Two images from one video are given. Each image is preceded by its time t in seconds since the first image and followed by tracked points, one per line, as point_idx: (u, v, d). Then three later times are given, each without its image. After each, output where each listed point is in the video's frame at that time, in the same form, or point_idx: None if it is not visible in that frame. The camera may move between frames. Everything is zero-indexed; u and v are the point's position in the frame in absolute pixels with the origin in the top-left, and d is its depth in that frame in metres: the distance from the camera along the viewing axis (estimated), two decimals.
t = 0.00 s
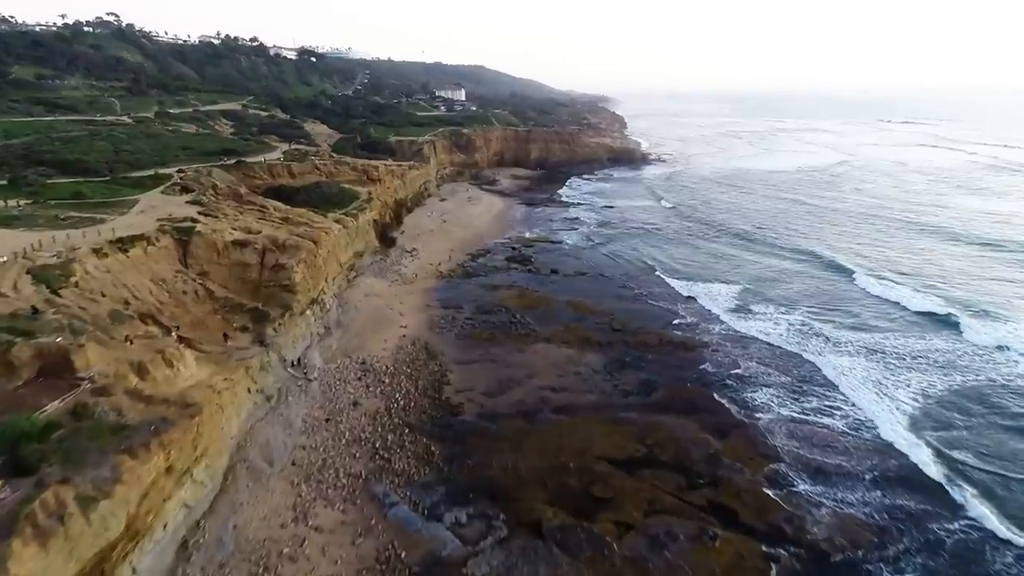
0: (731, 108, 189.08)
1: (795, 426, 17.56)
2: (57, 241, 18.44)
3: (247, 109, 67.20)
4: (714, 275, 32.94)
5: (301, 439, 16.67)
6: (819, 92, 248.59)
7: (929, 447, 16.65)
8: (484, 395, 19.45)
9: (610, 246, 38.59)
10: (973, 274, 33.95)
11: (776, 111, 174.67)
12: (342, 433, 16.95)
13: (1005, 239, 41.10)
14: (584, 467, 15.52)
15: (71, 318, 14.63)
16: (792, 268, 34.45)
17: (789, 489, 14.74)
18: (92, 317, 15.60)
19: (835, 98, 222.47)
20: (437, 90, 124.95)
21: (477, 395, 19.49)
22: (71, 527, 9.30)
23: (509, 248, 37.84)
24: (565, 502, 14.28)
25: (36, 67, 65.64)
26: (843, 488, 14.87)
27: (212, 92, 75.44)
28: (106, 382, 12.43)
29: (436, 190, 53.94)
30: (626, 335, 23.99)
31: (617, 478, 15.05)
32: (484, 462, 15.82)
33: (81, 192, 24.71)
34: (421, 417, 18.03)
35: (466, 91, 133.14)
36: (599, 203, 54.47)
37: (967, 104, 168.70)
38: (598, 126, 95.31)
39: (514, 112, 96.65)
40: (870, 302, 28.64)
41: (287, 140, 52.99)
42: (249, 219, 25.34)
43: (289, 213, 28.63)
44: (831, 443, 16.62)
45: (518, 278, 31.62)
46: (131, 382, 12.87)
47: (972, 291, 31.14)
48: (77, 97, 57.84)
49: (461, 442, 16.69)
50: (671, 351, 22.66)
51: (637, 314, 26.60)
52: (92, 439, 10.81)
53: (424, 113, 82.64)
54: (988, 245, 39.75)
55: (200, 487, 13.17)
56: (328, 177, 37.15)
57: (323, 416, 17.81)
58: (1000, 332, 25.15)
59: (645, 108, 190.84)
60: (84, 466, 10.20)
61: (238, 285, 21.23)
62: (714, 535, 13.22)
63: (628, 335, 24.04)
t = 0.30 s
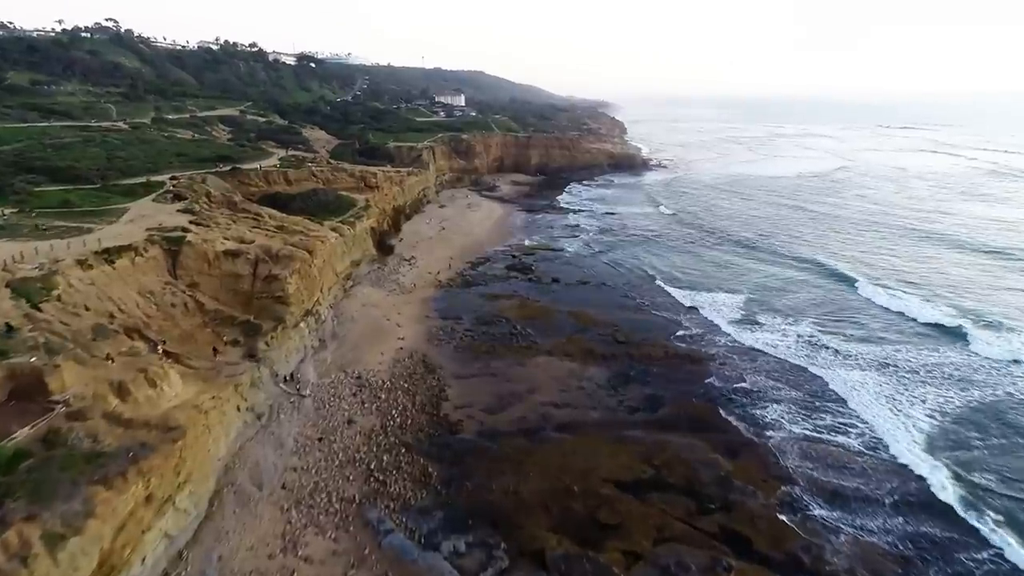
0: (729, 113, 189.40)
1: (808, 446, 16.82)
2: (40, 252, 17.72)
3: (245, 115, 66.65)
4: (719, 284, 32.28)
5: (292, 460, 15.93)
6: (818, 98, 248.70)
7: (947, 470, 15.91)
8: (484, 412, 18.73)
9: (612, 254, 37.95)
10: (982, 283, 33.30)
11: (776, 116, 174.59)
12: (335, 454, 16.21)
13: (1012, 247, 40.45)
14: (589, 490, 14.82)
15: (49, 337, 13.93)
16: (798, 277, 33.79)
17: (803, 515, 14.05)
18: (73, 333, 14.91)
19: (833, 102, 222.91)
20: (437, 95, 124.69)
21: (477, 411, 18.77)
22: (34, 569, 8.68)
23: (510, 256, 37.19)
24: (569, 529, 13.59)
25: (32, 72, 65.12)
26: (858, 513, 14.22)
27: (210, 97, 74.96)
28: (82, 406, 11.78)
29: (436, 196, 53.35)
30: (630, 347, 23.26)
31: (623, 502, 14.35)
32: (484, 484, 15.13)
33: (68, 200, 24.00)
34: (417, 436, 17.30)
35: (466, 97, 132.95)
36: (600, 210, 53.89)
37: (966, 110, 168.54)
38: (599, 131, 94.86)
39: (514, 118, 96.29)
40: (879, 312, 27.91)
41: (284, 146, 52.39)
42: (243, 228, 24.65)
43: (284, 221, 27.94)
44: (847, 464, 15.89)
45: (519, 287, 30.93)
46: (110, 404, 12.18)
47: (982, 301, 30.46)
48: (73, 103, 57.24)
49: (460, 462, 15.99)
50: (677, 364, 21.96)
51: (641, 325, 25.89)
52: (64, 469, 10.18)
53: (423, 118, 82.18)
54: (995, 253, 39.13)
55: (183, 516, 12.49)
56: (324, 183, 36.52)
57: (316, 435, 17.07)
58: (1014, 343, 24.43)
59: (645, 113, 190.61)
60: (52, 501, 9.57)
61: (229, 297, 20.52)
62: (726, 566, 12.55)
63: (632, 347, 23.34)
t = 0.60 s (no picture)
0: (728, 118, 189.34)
1: (822, 466, 16.09)
2: (21, 264, 17.03)
3: (243, 120, 66.08)
4: (724, 293, 31.59)
5: (282, 483, 15.23)
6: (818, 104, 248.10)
7: (969, 494, 15.20)
8: (483, 429, 17.99)
9: (614, 262, 37.27)
10: (991, 292, 32.63)
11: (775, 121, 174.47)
12: (327, 476, 15.50)
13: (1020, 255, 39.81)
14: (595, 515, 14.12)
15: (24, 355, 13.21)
16: (804, 285, 33.10)
17: (821, 544, 13.36)
18: (52, 350, 14.19)
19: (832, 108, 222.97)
20: (436, 101, 124.39)
21: (476, 429, 18.02)
22: None
23: (510, 264, 36.52)
24: (574, 558, 12.90)
25: (28, 78, 64.57)
26: (877, 541, 13.57)
27: (207, 102, 74.42)
28: (55, 433, 11.10)
29: (435, 202, 52.73)
30: (634, 360, 22.56)
31: (631, 528, 13.65)
32: (483, 510, 14.42)
33: (55, 208, 23.31)
34: (413, 456, 16.57)
35: (465, 102, 132.65)
36: (601, 216, 53.27)
37: (967, 115, 168.24)
38: (599, 136, 94.42)
39: (514, 123, 95.82)
40: (888, 323, 27.20)
41: (282, 151, 51.71)
42: (236, 236, 23.94)
43: (279, 229, 27.20)
44: (864, 488, 15.16)
45: (519, 296, 30.21)
46: (86, 429, 11.54)
47: (993, 311, 29.78)
48: (68, 108, 56.65)
49: (458, 485, 15.28)
50: (683, 377, 21.24)
51: (645, 335, 25.16)
52: (30, 504, 9.61)
53: (423, 124, 81.74)
54: (1003, 261, 38.49)
55: (163, 548, 11.82)
56: (321, 190, 35.81)
57: (307, 454, 16.36)
58: None
59: (644, 118, 190.69)
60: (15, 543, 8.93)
61: (219, 309, 19.80)
62: None
63: (637, 359, 22.61)
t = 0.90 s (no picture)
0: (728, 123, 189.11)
1: (839, 488, 15.40)
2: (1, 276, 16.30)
3: (241, 125, 65.51)
4: (729, 302, 30.90)
5: (271, 507, 14.50)
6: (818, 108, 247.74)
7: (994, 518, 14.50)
8: (484, 447, 17.28)
9: (616, 270, 36.59)
10: (1001, 300, 31.99)
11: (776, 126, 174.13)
12: (319, 499, 14.78)
13: None
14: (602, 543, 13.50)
15: None
16: (810, 294, 32.42)
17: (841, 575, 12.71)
18: (28, 368, 13.44)
19: (832, 112, 223.09)
20: (436, 106, 124.00)
21: (476, 447, 17.31)
22: None
23: (510, 272, 35.83)
24: None
25: (23, 83, 63.97)
26: (901, 571, 12.91)
27: (205, 107, 73.85)
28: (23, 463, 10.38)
29: (434, 209, 52.10)
30: (640, 373, 21.87)
31: (640, 558, 13.03)
32: (484, 537, 13.78)
33: (42, 216, 22.60)
34: (409, 477, 15.85)
35: (464, 107, 132.32)
36: (602, 222, 52.65)
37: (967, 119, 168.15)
38: (599, 141, 93.95)
39: (513, 128, 95.34)
40: (899, 332, 26.51)
41: (279, 157, 51.05)
42: (228, 245, 23.22)
43: (273, 237, 26.47)
44: (884, 513, 14.49)
45: (519, 305, 29.52)
46: (58, 457, 10.83)
47: (1004, 319, 29.12)
48: (63, 113, 56.02)
49: (458, 509, 14.62)
50: (690, 392, 20.55)
51: (650, 347, 24.45)
52: None
53: (422, 129, 81.22)
54: (1011, 269, 37.88)
55: None
56: (318, 197, 35.07)
57: (299, 476, 15.62)
58: None
59: (644, 123, 190.51)
60: None
61: (209, 321, 19.04)
62: None
63: (642, 372, 21.94)
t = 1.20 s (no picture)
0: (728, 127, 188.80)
1: (857, 512, 14.69)
2: None
3: (238, 131, 64.84)
4: (734, 311, 30.16)
5: (258, 534, 13.74)
6: (817, 113, 247.65)
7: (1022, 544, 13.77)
8: (484, 466, 16.52)
9: (618, 278, 35.89)
10: (1012, 309, 31.26)
11: (775, 131, 173.79)
12: (309, 525, 14.03)
13: None
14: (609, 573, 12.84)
15: None
16: (817, 303, 31.69)
17: None
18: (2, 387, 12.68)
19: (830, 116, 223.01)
20: (435, 111, 123.52)
21: (475, 466, 16.57)
22: None
23: (510, 279, 35.12)
24: None
25: (19, 88, 63.35)
26: None
27: (202, 112, 73.28)
28: None
29: (433, 215, 51.43)
30: (645, 386, 21.15)
31: None
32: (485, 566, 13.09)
33: (27, 225, 21.89)
34: (404, 499, 15.09)
35: (464, 111, 131.86)
36: (604, 228, 51.98)
37: (967, 124, 167.88)
38: (599, 146, 93.32)
39: (513, 133, 94.78)
40: (911, 343, 25.77)
41: (276, 163, 50.42)
42: (220, 254, 22.48)
43: (267, 245, 25.73)
44: (905, 540, 13.79)
45: (520, 314, 28.80)
46: (25, 489, 10.14)
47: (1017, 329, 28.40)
48: (58, 118, 55.37)
49: (457, 535, 13.93)
50: (697, 405, 19.84)
51: (655, 358, 23.72)
52: None
53: (421, 134, 80.63)
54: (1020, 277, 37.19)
55: None
56: (313, 203, 34.36)
57: (289, 499, 14.85)
58: None
59: (644, 128, 190.28)
60: None
61: (197, 334, 18.28)
62: None
63: (648, 385, 21.20)
